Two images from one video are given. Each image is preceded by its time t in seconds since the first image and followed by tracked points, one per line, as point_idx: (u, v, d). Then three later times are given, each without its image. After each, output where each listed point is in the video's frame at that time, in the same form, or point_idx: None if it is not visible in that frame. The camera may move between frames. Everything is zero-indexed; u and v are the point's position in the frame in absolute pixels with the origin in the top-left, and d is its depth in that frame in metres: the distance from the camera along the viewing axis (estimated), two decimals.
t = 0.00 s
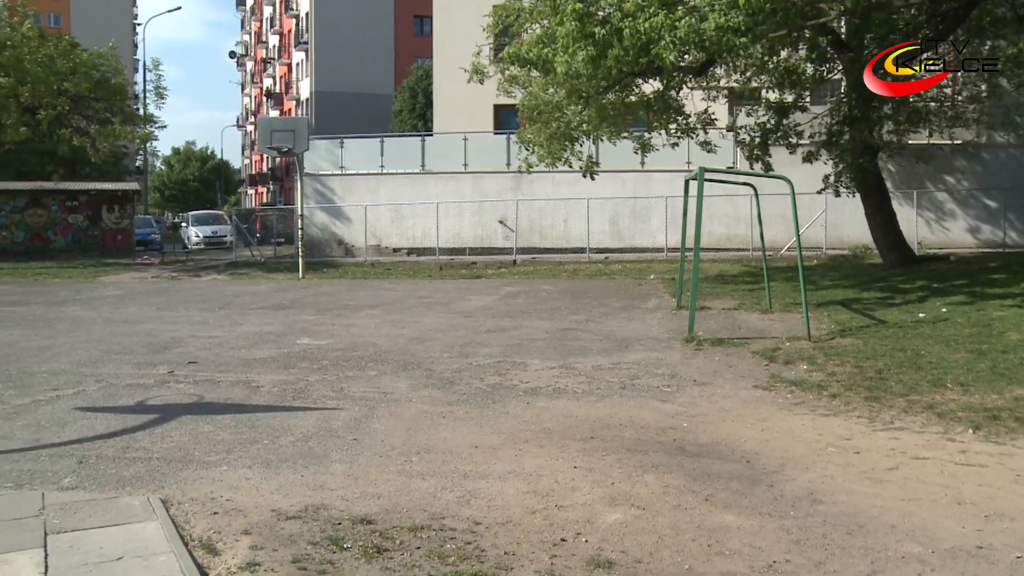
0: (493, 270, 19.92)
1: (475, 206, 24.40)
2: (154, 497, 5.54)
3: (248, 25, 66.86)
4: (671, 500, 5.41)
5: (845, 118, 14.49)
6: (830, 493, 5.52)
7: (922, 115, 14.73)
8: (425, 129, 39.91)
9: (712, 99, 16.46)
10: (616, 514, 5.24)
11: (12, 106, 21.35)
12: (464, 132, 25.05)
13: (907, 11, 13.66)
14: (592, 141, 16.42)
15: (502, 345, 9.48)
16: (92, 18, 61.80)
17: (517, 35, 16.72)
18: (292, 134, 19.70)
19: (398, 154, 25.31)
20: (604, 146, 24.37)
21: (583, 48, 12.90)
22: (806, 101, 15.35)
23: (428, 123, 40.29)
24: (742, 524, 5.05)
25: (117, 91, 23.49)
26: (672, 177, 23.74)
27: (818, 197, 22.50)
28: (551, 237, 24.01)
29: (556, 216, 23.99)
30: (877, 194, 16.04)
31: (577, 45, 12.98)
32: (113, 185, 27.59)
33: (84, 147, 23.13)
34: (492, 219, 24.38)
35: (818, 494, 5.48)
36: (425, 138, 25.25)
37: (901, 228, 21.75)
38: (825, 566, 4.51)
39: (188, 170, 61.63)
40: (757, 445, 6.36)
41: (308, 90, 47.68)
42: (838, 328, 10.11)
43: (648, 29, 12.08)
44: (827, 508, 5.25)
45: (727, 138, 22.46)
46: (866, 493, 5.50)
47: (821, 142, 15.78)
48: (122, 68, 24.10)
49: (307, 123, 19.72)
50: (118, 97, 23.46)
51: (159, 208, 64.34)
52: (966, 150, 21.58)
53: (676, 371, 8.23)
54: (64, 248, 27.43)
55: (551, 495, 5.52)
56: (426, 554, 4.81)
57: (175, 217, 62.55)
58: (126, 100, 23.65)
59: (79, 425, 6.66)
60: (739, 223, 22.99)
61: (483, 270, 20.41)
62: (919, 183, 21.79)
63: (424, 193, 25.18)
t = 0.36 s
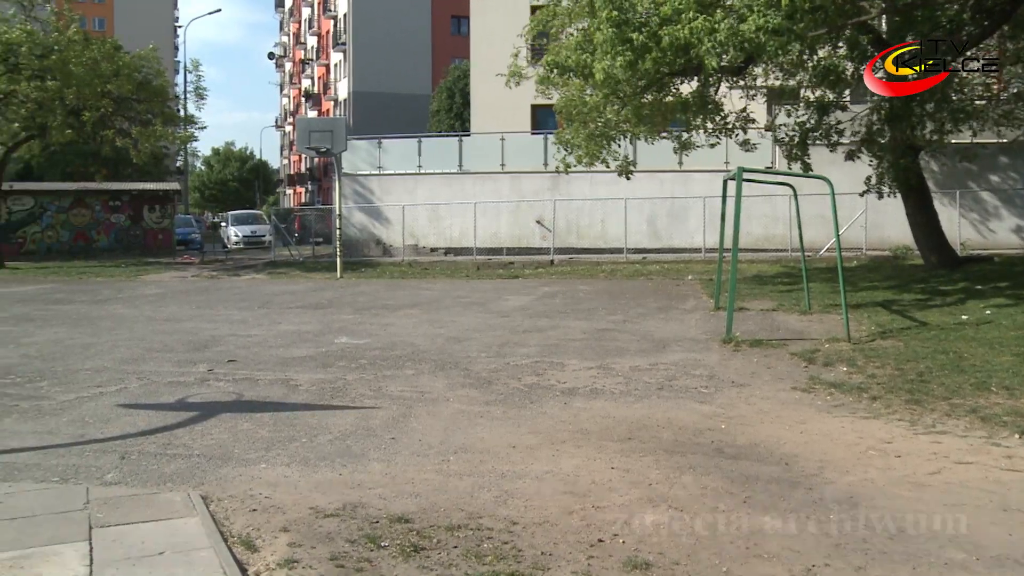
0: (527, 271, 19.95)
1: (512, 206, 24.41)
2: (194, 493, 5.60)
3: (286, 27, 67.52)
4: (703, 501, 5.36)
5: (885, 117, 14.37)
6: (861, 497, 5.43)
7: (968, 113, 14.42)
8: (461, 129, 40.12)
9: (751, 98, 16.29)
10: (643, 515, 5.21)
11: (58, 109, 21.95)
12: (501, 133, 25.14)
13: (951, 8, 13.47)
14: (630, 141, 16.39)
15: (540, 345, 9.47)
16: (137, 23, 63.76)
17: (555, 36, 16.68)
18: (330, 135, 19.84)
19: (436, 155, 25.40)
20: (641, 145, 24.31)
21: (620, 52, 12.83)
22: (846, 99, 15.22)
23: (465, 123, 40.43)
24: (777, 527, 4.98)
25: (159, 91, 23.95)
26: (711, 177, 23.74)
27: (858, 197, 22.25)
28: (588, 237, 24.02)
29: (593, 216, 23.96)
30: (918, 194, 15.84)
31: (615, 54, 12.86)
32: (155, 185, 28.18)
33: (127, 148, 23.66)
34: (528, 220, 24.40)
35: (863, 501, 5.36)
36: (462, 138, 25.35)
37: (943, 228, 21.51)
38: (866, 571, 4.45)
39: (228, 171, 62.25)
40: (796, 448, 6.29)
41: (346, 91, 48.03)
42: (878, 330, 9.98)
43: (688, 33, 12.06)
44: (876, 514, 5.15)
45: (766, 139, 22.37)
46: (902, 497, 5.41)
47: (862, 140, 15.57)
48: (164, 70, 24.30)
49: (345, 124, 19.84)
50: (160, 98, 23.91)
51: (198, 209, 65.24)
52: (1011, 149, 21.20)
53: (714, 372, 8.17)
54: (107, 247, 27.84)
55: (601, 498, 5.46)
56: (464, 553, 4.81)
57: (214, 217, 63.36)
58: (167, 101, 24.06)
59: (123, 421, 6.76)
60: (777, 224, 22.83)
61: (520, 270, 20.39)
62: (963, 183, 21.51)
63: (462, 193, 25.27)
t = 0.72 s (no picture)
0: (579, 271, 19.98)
1: (566, 206, 24.40)
2: (250, 489, 5.67)
3: (342, 29, 68.44)
4: (696, 501, 5.38)
5: (947, 114, 14.06)
6: (844, 496, 5.41)
7: None
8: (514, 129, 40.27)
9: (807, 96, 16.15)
10: (635, 513, 5.23)
11: (120, 110, 22.66)
12: (554, 132, 25.28)
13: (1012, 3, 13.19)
14: (684, 141, 16.45)
15: (593, 346, 9.44)
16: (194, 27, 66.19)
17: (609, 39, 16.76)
18: (384, 135, 19.97)
19: (489, 155, 25.62)
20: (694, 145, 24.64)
21: (675, 53, 12.83)
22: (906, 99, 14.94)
23: (518, 123, 40.58)
24: (774, 529, 4.96)
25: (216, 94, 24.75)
26: (767, 177, 24.00)
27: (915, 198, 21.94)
28: (642, 237, 23.97)
29: (647, 216, 23.95)
30: (978, 194, 15.54)
31: (666, 49, 12.95)
32: (212, 185, 28.64)
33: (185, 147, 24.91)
34: (580, 219, 24.40)
35: (860, 499, 5.33)
36: (516, 138, 25.51)
37: (1007, 228, 21.09)
38: None
39: (283, 171, 63.63)
40: (852, 451, 6.18)
41: (399, 91, 48.45)
42: (937, 333, 9.77)
43: (743, 31, 11.93)
44: (877, 514, 5.12)
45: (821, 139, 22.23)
46: (896, 496, 5.38)
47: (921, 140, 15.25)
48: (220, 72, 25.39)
49: (399, 124, 20.01)
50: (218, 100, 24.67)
51: (254, 208, 66.42)
52: None
53: (767, 374, 8.07)
54: (165, 246, 28.44)
55: (620, 497, 5.47)
56: (516, 552, 4.80)
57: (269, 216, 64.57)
58: (221, 103, 25.00)
59: (180, 417, 6.86)
60: (833, 224, 22.86)
61: (572, 270, 20.42)
62: None
63: (515, 193, 25.50)
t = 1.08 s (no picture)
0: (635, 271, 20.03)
1: (623, 206, 24.69)
2: (308, 486, 5.73)
3: (399, 30, 69.09)
4: (691, 501, 5.39)
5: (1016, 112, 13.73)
6: (842, 496, 5.39)
7: None
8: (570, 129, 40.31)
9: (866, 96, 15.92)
10: (630, 513, 5.25)
11: (181, 111, 23.34)
12: (611, 132, 25.44)
13: None
14: (742, 141, 16.46)
15: (650, 346, 9.39)
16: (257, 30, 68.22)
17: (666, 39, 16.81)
18: (441, 135, 20.08)
19: (546, 154, 25.78)
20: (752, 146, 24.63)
21: (732, 47, 12.65)
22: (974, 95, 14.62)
23: (574, 124, 40.61)
24: (773, 529, 4.96)
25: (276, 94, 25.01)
26: (826, 177, 23.86)
27: (982, 199, 21.53)
28: (700, 237, 24.21)
29: (705, 217, 24.16)
30: None
31: (723, 45, 12.84)
32: (271, 185, 28.91)
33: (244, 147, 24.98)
34: (636, 218, 24.69)
35: (858, 499, 5.31)
36: (572, 138, 25.66)
37: None
38: None
39: (342, 171, 64.40)
40: (914, 457, 6.05)
41: (455, 92, 48.76)
42: (1004, 337, 9.53)
43: (801, 27, 11.77)
44: (877, 514, 5.09)
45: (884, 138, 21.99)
46: (891, 496, 5.36)
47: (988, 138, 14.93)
48: (279, 73, 24.79)
49: (455, 125, 20.12)
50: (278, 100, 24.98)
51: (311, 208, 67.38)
52: None
53: (827, 377, 7.94)
54: (225, 245, 28.90)
55: (640, 498, 5.44)
56: (572, 553, 4.77)
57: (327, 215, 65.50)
58: (282, 105, 24.86)
59: (239, 413, 6.96)
60: (895, 224, 22.74)
61: (630, 270, 20.42)
62: None
63: (572, 193, 25.62)
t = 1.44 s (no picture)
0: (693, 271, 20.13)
1: (680, 207, 24.83)
2: (365, 484, 5.78)
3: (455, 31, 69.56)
4: (695, 500, 5.39)
5: None
6: (843, 495, 5.38)
7: None
8: (627, 129, 40.25)
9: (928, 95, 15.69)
10: (633, 512, 5.25)
11: (240, 113, 23.79)
12: (667, 132, 25.32)
13: None
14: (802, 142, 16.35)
15: (706, 348, 9.31)
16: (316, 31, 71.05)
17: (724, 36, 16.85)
18: (497, 135, 20.21)
19: (603, 155, 25.88)
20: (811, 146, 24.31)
21: (791, 41, 13.03)
22: None
23: (630, 124, 40.51)
24: (773, 528, 4.96)
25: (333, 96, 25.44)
26: (886, 178, 23.52)
27: None
28: (757, 238, 24.35)
29: (762, 217, 24.28)
30: None
31: (781, 39, 13.20)
32: (328, 185, 29.29)
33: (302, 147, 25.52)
34: (692, 217, 24.81)
35: (859, 498, 5.30)
36: (628, 138, 25.65)
37: None
38: None
39: (398, 171, 65.12)
40: (978, 463, 5.91)
41: (511, 92, 48.95)
42: None
43: (859, 23, 11.94)
44: (876, 514, 5.08)
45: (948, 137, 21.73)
46: (895, 496, 5.33)
47: None
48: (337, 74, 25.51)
49: (511, 124, 20.19)
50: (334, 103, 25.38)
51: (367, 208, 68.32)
52: None
53: (887, 381, 7.80)
54: (283, 244, 29.36)
55: (652, 497, 5.46)
56: (627, 555, 4.74)
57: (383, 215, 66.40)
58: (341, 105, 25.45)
59: (297, 411, 7.04)
60: (959, 225, 22.39)
61: (686, 270, 20.38)
62: None
63: (628, 193, 25.66)
